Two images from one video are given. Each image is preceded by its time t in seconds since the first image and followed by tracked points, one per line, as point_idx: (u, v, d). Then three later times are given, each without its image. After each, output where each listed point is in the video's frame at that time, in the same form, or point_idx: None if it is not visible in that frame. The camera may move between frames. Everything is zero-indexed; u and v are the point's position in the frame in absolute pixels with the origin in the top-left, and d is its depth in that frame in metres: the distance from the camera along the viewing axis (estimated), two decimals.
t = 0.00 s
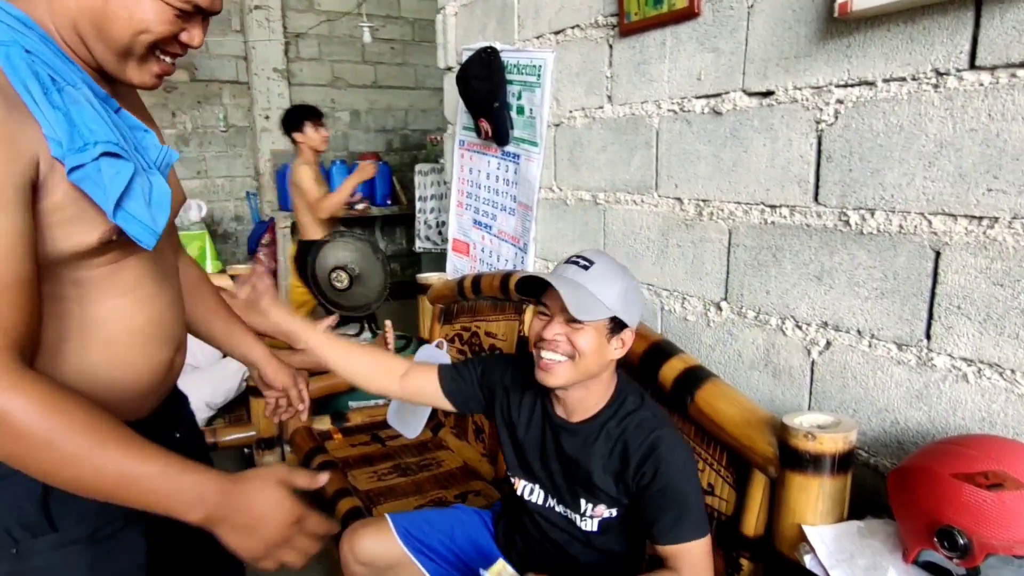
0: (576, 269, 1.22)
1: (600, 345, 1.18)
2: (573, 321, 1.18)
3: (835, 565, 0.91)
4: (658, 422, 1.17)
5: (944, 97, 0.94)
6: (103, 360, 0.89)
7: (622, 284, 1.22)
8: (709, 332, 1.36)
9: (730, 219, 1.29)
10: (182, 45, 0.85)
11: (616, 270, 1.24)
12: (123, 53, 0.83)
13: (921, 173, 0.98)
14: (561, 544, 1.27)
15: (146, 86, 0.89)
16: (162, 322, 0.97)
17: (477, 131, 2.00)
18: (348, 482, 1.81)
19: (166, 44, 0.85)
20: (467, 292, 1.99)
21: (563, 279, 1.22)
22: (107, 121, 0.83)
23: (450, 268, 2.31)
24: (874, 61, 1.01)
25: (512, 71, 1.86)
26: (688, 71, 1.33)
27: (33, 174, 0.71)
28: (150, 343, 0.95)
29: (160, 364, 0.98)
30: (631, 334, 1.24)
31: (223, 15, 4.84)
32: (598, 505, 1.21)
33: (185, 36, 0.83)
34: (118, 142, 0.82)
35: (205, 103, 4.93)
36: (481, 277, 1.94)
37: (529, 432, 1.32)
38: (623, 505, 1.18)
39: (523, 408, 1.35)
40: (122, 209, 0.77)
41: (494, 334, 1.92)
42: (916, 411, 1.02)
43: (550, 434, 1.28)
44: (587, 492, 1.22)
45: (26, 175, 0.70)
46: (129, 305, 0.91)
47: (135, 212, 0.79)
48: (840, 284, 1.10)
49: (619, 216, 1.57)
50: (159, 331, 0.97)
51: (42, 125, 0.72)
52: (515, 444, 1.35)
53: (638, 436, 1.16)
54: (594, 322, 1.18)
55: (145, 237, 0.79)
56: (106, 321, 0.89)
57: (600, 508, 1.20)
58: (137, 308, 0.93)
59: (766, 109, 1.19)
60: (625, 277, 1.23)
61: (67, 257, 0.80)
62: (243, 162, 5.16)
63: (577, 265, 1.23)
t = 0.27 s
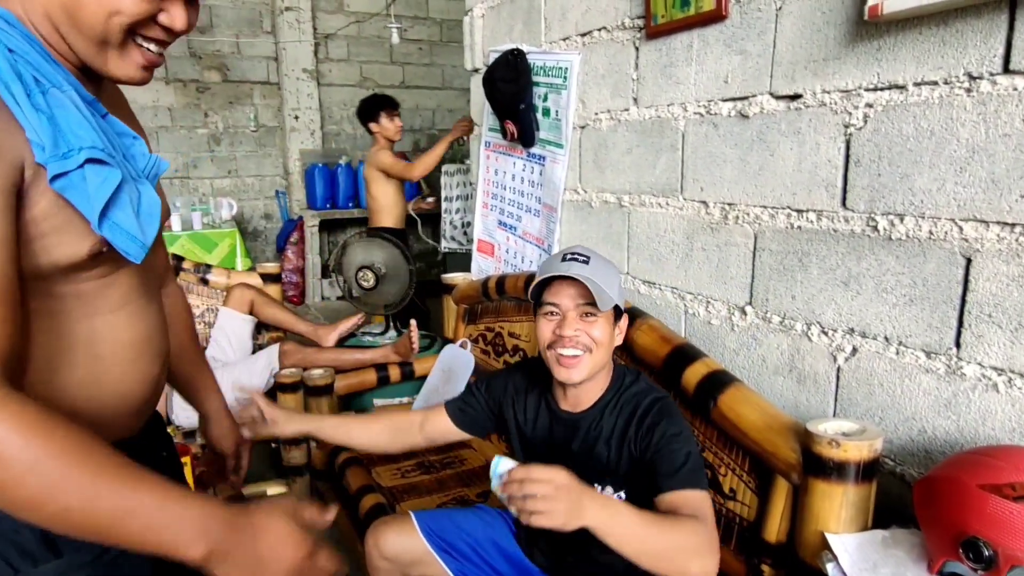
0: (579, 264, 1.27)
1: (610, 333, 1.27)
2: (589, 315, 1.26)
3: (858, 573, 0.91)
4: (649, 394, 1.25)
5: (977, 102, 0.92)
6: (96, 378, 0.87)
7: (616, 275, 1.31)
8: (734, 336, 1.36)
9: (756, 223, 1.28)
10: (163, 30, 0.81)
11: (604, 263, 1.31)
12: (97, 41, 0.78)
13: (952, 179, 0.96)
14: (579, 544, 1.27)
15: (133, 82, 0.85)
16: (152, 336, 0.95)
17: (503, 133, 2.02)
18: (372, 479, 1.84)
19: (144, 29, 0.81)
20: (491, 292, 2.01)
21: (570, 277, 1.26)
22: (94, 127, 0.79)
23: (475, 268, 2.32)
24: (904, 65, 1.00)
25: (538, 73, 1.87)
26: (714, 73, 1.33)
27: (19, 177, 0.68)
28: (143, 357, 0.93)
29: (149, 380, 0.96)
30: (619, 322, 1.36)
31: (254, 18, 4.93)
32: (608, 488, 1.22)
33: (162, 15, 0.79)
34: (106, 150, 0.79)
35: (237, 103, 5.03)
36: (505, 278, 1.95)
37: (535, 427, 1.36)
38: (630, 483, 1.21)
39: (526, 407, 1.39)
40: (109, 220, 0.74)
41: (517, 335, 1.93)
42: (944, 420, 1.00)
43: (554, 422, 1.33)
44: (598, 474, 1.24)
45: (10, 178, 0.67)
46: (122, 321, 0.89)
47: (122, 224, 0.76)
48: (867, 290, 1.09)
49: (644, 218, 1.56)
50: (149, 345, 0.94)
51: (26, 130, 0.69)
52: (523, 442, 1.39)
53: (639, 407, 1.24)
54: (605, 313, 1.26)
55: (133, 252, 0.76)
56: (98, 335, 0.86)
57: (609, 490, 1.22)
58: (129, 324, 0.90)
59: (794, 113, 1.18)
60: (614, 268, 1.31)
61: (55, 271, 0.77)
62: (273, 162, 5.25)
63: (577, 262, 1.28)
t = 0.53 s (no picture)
0: (591, 261, 1.28)
1: (628, 327, 1.27)
2: (606, 309, 1.25)
3: None
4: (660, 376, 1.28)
5: (995, 107, 0.91)
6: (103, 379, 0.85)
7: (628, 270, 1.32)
8: (748, 341, 1.35)
9: (771, 227, 1.27)
10: None
11: (617, 262, 1.32)
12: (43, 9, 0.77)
13: (970, 184, 0.95)
14: (599, 540, 1.25)
15: (82, 57, 0.79)
16: (159, 333, 0.93)
17: (518, 136, 2.02)
18: (386, 479, 1.86)
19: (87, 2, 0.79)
20: (506, 295, 2.01)
21: (584, 273, 1.27)
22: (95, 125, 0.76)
23: (490, 271, 2.33)
24: (921, 70, 0.99)
25: (553, 77, 1.87)
26: (730, 78, 1.33)
27: (10, 190, 0.66)
28: (151, 355, 0.92)
29: (158, 378, 0.94)
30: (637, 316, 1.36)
31: (273, 22, 5.00)
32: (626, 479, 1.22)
33: None
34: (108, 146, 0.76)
35: (256, 106, 5.09)
36: (519, 280, 1.96)
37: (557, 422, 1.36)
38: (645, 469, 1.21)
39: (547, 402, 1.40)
40: (110, 217, 0.71)
41: (531, 337, 1.93)
42: (960, 427, 1.00)
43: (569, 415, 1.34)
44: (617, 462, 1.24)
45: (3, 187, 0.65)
46: (133, 318, 0.87)
47: (124, 218, 0.72)
48: (883, 296, 1.08)
49: (658, 222, 1.56)
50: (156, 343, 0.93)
51: (24, 131, 0.67)
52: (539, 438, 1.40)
53: (652, 392, 1.25)
54: (620, 307, 1.26)
55: (134, 249, 0.73)
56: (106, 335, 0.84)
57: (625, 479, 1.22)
58: (139, 321, 0.89)
59: (809, 118, 1.17)
60: (627, 267, 1.31)
61: (64, 270, 0.76)
62: (291, 164, 5.31)
63: (590, 260, 1.29)
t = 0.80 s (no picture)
0: (608, 261, 1.27)
1: (644, 327, 1.25)
2: (622, 308, 1.23)
3: None
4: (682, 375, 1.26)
5: (1001, 108, 0.91)
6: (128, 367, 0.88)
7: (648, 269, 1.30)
8: (754, 342, 1.35)
9: (777, 228, 1.27)
10: None
11: (636, 261, 1.30)
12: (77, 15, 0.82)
13: (976, 185, 0.95)
14: (611, 535, 1.25)
15: (114, 57, 0.84)
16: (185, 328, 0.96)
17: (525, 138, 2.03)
18: (393, 478, 1.87)
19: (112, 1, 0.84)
20: (513, 296, 2.02)
21: (601, 272, 1.26)
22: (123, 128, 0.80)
23: (497, 272, 2.34)
24: (927, 70, 0.99)
25: (560, 79, 1.88)
26: (736, 79, 1.33)
27: (38, 191, 0.71)
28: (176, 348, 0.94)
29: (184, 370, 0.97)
30: (661, 315, 1.33)
31: (283, 25, 5.03)
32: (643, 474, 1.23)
33: None
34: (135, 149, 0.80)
35: (266, 108, 5.13)
36: (527, 281, 1.96)
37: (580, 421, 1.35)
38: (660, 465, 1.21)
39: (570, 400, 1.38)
40: (131, 213, 0.75)
41: (539, 338, 1.94)
42: (967, 428, 0.99)
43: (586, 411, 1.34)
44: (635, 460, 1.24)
45: (31, 187, 0.70)
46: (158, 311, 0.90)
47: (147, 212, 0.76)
48: (889, 297, 1.08)
49: (665, 223, 1.57)
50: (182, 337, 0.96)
51: (55, 130, 0.72)
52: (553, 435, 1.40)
53: (670, 391, 1.24)
54: (637, 307, 1.24)
55: (152, 242, 0.76)
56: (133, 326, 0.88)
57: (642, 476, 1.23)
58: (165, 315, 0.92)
59: (816, 118, 1.18)
60: (647, 267, 1.29)
61: (90, 262, 0.79)
62: (301, 166, 5.34)
63: (609, 260, 1.27)
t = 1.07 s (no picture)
0: (625, 260, 1.27)
1: (662, 326, 1.24)
2: (640, 306, 1.23)
3: None
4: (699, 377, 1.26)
5: (1002, 105, 0.91)
6: (181, 340, 0.89)
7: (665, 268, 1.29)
8: (755, 341, 1.35)
9: (778, 227, 1.27)
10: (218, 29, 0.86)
11: (653, 261, 1.29)
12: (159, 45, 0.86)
13: (977, 183, 0.95)
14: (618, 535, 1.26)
15: (190, 80, 0.89)
16: (233, 310, 0.97)
17: (527, 137, 2.03)
18: (395, 478, 1.87)
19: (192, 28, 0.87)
20: (515, 296, 2.02)
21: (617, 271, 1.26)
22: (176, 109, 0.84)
23: (499, 272, 2.34)
24: (927, 69, 0.99)
25: (561, 78, 1.88)
26: (736, 78, 1.33)
27: (103, 162, 0.72)
28: (223, 330, 0.95)
29: (226, 355, 0.98)
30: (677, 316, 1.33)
31: (287, 26, 5.05)
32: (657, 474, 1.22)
33: (206, 11, 0.85)
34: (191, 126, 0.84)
35: (270, 109, 5.14)
36: (529, 281, 1.96)
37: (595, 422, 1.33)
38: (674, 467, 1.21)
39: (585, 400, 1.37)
40: (181, 178, 0.77)
41: (540, 338, 1.94)
42: (968, 428, 0.99)
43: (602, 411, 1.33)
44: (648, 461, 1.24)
45: (97, 160, 0.71)
46: (209, 290, 0.92)
47: (202, 180, 0.79)
48: (889, 296, 1.08)
49: (666, 223, 1.56)
50: (227, 320, 0.96)
51: (117, 110, 0.75)
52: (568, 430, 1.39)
53: (686, 393, 1.23)
54: (655, 305, 1.23)
55: (200, 207, 0.79)
56: (188, 299, 0.89)
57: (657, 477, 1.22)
58: (215, 295, 0.93)
59: (816, 117, 1.17)
60: (664, 266, 1.28)
61: (142, 235, 0.80)
62: (304, 166, 5.36)
63: (626, 259, 1.27)
